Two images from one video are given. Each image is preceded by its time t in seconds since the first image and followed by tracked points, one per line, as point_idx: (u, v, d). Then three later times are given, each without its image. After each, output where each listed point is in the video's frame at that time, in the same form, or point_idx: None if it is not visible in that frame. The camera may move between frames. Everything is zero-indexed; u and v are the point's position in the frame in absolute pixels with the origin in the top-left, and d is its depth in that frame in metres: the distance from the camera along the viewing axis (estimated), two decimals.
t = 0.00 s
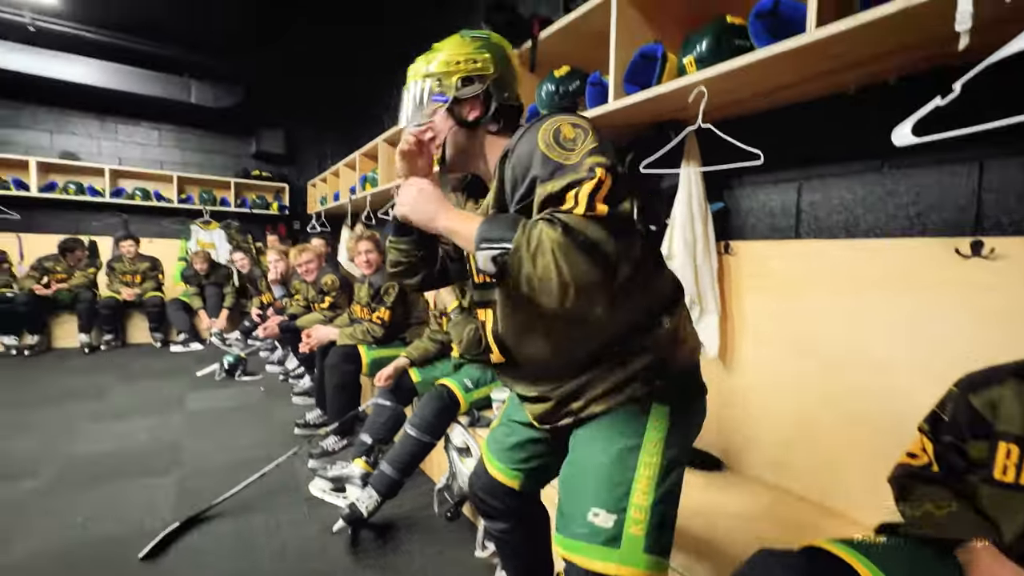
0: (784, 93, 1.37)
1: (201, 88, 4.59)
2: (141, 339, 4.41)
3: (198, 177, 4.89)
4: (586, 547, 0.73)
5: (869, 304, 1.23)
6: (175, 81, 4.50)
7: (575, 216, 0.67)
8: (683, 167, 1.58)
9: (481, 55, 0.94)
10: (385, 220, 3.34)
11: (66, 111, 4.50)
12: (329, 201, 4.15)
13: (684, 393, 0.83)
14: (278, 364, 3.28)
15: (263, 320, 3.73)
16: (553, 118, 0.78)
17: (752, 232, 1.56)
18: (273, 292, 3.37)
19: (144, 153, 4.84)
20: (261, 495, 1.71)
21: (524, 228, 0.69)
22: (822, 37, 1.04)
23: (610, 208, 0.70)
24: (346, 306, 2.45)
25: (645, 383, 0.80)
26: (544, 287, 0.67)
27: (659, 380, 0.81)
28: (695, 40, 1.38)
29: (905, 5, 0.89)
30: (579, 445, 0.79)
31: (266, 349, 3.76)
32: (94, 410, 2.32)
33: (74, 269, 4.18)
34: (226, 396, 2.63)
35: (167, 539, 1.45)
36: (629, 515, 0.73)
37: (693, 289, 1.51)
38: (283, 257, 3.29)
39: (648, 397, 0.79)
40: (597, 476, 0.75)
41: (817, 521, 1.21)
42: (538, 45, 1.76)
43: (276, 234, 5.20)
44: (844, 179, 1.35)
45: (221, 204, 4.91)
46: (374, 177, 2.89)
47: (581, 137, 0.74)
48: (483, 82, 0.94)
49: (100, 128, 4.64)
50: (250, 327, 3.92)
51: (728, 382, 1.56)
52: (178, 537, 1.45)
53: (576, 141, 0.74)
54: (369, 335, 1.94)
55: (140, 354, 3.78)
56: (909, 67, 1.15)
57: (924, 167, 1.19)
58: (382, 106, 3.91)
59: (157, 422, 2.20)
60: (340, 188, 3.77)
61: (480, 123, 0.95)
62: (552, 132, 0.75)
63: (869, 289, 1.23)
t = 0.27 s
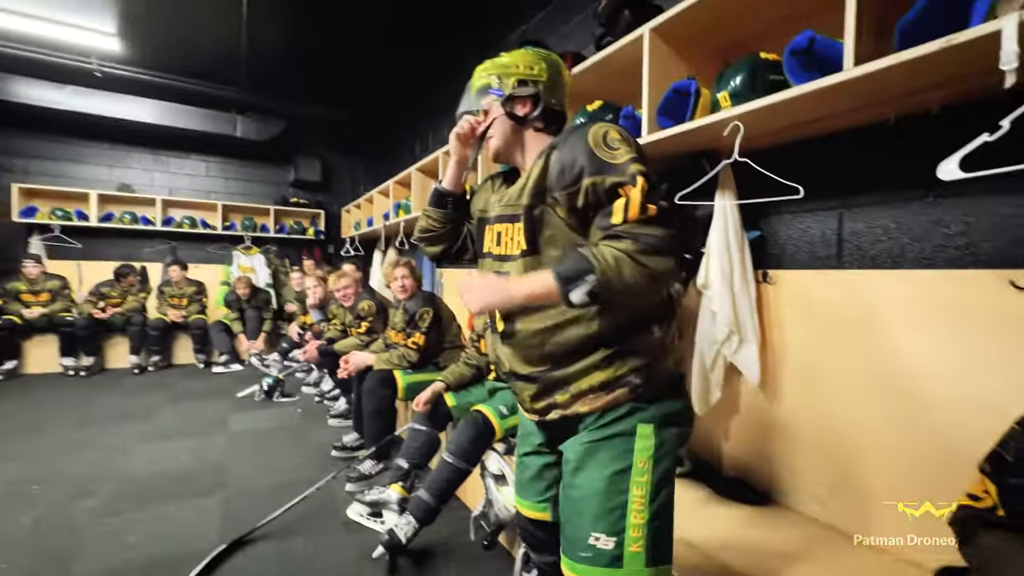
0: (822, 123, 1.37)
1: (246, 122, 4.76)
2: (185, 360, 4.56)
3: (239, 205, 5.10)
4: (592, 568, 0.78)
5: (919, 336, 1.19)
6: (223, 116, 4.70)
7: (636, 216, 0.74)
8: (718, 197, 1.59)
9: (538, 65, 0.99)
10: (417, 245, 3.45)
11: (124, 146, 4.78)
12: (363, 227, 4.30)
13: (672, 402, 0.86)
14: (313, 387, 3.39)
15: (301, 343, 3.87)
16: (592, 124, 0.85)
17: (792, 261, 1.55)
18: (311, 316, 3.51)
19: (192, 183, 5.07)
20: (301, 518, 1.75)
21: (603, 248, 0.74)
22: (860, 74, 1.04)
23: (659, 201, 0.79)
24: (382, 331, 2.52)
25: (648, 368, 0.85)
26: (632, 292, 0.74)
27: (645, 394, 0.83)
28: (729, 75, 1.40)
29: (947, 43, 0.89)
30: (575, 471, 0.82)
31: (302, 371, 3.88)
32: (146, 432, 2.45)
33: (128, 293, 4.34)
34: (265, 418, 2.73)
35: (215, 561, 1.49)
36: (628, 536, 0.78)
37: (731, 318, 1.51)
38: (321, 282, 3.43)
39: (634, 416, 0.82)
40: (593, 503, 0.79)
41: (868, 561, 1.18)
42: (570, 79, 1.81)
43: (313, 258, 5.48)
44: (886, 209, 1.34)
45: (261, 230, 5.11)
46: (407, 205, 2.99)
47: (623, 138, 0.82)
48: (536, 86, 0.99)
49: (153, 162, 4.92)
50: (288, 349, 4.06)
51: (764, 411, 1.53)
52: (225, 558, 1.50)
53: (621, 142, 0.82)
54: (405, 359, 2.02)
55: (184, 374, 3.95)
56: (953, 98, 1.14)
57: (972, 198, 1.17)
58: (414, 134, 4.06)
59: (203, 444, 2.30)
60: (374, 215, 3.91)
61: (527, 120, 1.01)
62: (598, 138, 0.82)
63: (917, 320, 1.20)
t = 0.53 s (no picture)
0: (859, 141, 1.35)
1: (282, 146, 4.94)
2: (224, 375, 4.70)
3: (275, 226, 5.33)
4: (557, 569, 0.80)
5: (969, 358, 1.13)
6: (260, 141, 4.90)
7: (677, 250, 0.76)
8: (750, 215, 1.57)
9: (576, 84, 1.01)
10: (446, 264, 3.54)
11: (171, 172, 5.12)
12: (391, 245, 4.41)
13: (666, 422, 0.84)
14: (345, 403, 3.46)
15: (333, 359, 3.97)
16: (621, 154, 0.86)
17: (829, 279, 1.50)
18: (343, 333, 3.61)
19: (232, 206, 5.38)
20: (335, 533, 1.78)
21: (656, 289, 0.75)
22: (896, 93, 1.03)
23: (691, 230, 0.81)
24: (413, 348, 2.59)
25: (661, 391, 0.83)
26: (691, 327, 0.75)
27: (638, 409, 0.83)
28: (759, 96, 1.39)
29: (985, 62, 0.87)
30: (557, 476, 0.86)
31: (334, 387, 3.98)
32: (189, 445, 2.55)
33: (173, 311, 4.51)
34: (299, 433, 2.81)
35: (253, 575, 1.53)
36: (593, 546, 0.79)
37: (766, 338, 1.48)
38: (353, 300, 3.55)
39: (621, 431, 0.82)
40: (568, 507, 0.82)
41: None
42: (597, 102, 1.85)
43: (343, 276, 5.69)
44: (927, 226, 1.29)
45: (295, 250, 5.30)
46: (437, 224, 3.09)
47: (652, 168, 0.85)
48: (573, 104, 1.01)
49: (198, 186, 5.24)
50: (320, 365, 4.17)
51: (801, 433, 1.48)
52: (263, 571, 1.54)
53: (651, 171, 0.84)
54: (434, 377, 2.04)
55: (221, 389, 4.10)
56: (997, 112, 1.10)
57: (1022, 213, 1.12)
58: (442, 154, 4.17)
59: (241, 459, 2.38)
60: (403, 233, 4.02)
61: (560, 136, 1.03)
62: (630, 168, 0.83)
63: (966, 341, 1.14)
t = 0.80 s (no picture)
0: (897, 152, 1.30)
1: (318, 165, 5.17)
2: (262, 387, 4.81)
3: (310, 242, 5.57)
4: None
5: None
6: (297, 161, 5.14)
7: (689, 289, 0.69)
8: (785, 228, 1.54)
9: (601, 89, 0.94)
10: (474, 279, 3.62)
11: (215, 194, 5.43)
12: (421, 259, 4.53)
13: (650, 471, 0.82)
14: (376, 415, 3.54)
15: (364, 371, 4.07)
16: (620, 179, 0.79)
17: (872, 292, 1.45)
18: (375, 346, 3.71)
19: (270, 224, 5.65)
20: (368, 546, 1.80)
21: (677, 342, 0.68)
22: (939, 103, 0.99)
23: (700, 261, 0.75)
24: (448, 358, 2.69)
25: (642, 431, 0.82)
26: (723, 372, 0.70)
27: (617, 456, 0.80)
28: (792, 108, 1.36)
29: None
30: (541, 513, 0.87)
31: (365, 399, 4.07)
32: (230, 455, 2.65)
33: (216, 324, 4.71)
34: (333, 445, 2.88)
35: None
36: None
37: (805, 353, 1.44)
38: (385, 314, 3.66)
39: (598, 479, 0.81)
40: (547, 547, 0.83)
41: None
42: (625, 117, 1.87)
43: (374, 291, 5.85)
44: (977, 237, 1.23)
45: (328, 265, 5.51)
46: (465, 239, 3.18)
47: (654, 193, 0.78)
48: (592, 113, 0.95)
49: (240, 206, 5.52)
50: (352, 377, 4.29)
51: (846, 454, 1.42)
52: None
53: (653, 197, 0.77)
54: (464, 392, 2.06)
55: (259, 400, 4.24)
56: None
57: None
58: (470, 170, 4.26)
59: (278, 469, 2.45)
60: (432, 247, 4.11)
61: (574, 146, 0.98)
62: (630, 198, 0.76)
63: None
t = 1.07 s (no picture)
0: (927, 156, 1.26)
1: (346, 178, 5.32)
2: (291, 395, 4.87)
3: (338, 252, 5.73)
4: None
5: None
6: (325, 175, 5.30)
7: (601, 314, 0.64)
8: (818, 235, 1.50)
9: (596, 67, 0.83)
10: (496, 288, 3.67)
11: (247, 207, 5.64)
12: (444, 268, 4.58)
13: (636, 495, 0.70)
14: (401, 423, 3.58)
15: (390, 379, 4.13)
16: (582, 173, 0.74)
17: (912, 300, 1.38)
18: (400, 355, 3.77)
19: (299, 235, 5.82)
20: (396, 553, 1.81)
21: (576, 365, 0.63)
22: (982, 105, 0.96)
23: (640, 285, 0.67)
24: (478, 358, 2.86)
25: (625, 467, 0.67)
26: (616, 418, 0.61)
27: (601, 485, 0.66)
28: (823, 112, 1.33)
29: None
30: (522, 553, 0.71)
31: (391, 407, 4.12)
32: (261, 462, 2.72)
33: (247, 333, 4.84)
34: (359, 452, 2.92)
35: None
36: None
37: (840, 362, 1.37)
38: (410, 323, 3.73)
39: (585, 512, 0.66)
40: None
41: None
42: (649, 124, 1.86)
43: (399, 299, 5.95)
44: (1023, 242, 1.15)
45: (354, 274, 5.65)
46: (489, 248, 3.23)
47: (614, 199, 0.70)
48: (586, 96, 0.82)
49: (270, 218, 5.70)
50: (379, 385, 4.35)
51: (888, 469, 1.36)
52: None
53: (610, 204, 0.70)
54: (489, 400, 2.11)
55: (288, 408, 4.33)
56: None
57: None
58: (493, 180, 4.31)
59: (306, 476, 2.50)
60: (455, 257, 4.17)
61: (567, 134, 0.86)
62: (582, 201, 0.71)
63: None
